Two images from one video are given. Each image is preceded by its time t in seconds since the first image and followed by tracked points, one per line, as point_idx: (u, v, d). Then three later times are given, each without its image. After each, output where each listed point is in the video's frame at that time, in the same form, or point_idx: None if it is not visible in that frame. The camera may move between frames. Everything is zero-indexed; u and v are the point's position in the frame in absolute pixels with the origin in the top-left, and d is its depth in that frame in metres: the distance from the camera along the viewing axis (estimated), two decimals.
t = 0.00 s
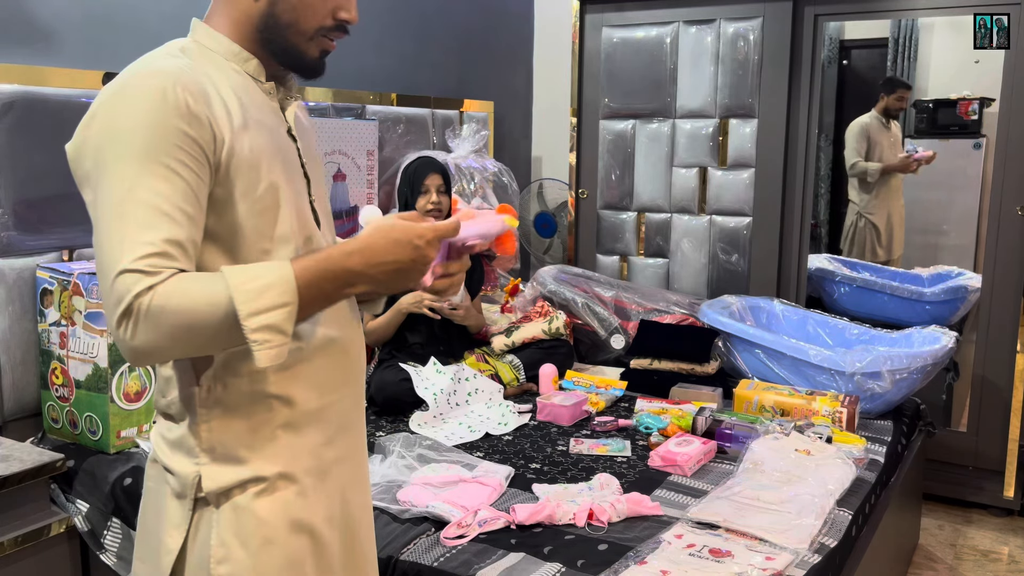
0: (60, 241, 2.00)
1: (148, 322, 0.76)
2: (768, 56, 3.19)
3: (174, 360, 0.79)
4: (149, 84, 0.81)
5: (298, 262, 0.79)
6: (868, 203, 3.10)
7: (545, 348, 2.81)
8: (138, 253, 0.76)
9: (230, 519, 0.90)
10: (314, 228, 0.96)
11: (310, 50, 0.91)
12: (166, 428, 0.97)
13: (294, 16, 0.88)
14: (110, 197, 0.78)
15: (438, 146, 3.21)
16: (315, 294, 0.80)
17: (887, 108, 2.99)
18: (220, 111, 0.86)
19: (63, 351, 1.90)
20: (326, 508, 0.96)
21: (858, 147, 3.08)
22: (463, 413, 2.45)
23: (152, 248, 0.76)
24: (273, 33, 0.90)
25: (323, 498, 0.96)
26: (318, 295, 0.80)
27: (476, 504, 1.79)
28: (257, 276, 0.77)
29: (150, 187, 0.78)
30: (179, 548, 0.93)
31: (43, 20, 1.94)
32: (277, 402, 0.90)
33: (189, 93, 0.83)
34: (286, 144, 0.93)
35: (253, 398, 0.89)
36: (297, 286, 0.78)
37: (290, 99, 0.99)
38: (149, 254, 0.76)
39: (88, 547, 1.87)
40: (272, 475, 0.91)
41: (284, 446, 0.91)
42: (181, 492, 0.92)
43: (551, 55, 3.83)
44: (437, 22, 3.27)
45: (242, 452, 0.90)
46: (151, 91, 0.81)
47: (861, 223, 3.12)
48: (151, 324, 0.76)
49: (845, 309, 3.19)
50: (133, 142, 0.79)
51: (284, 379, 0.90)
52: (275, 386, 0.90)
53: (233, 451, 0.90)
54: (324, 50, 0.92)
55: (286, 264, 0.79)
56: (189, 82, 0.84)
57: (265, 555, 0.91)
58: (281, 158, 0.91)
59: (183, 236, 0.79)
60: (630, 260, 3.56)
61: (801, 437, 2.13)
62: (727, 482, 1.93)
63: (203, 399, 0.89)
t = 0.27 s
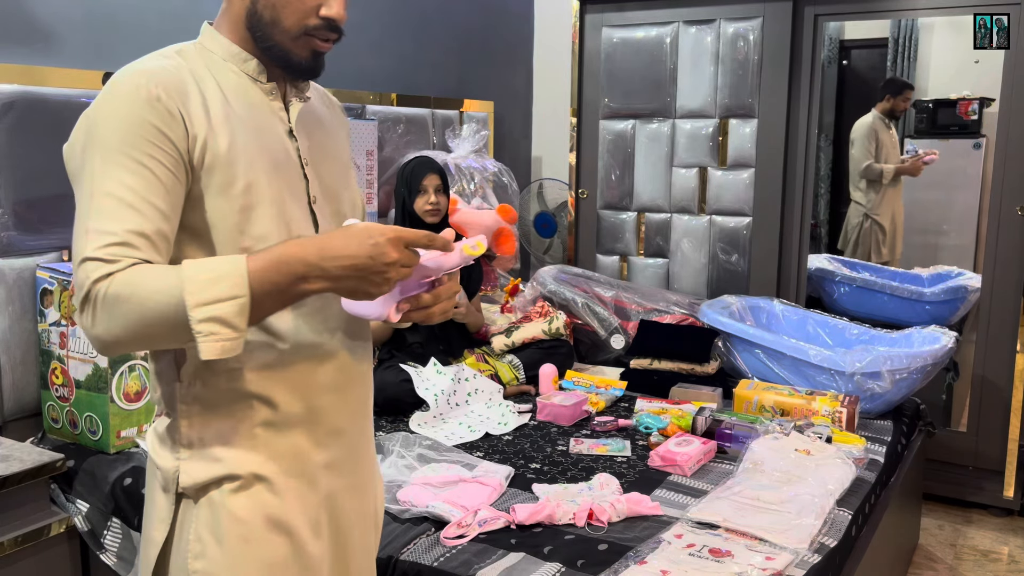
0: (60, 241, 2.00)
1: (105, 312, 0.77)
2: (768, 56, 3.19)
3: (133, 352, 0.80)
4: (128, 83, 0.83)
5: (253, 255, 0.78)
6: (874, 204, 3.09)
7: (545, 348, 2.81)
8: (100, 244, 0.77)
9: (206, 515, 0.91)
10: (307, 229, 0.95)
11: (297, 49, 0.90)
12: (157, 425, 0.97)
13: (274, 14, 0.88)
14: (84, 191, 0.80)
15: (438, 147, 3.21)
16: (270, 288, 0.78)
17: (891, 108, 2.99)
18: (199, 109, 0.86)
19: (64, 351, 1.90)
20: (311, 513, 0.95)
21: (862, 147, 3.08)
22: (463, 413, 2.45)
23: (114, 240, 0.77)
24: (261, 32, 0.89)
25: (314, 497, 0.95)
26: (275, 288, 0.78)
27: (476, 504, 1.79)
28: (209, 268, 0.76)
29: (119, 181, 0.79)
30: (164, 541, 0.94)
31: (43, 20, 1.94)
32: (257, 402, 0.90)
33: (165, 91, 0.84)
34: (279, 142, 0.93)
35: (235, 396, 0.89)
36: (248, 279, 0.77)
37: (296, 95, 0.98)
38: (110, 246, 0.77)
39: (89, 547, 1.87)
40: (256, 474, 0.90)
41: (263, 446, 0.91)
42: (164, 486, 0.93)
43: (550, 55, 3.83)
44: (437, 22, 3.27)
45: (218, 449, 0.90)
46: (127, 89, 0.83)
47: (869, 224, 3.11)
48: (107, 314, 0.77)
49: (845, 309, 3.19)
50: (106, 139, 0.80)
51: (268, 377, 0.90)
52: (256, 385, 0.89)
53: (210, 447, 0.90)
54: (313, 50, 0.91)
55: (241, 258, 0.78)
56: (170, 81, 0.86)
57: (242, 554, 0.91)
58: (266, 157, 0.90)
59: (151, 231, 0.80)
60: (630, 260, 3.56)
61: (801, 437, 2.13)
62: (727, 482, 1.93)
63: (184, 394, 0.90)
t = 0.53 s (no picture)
0: (60, 241, 2.00)
1: (101, 305, 0.77)
2: (768, 56, 3.19)
3: (128, 345, 0.80)
4: (128, 81, 0.84)
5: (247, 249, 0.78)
6: (877, 204, 3.09)
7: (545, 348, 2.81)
8: (97, 237, 0.78)
9: (199, 512, 0.91)
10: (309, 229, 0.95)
11: (303, 49, 0.90)
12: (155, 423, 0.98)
13: (279, 14, 0.88)
14: (85, 187, 0.81)
15: (438, 147, 3.21)
16: (262, 280, 0.78)
17: (892, 108, 2.98)
18: (198, 107, 0.87)
19: (63, 351, 1.90)
20: (309, 514, 0.95)
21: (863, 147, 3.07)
22: (463, 413, 2.45)
23: (111, 235, 0.78)
24: (268, 31, 0.89)
25: (311, 497, 0.95)
26: (265, 280, 0.78)
27: (476, 504, 1.79)
28: (202, 261, 0.76)
29: (117, 177, 0.80)
30: (163, 537, 0.96)
31: (43, 20, 1.94)
32: (253, 401, 0.90)
33: (166, 89, 0.85)
34: (281, 143, 0.92)
35: (230, 394, 0.90)
36: (240, 272, 0.77)
37: (303, 95, 0.97)
38: (106, 241, 0.78)
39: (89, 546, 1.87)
40: (253, 473, 0.90)
41: (257, 446, 0.91)
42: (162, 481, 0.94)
43: (550, 55, 3.83)
44: (437, 22, 3.27)
45: (210, 445, 0.90)
46: (126, 87, 0.83)
47: (872, 224, 3.11)
48: (103, 307, 0.77)
49: (845, 309, 3.19)
50: (106, 135, 0.81)
51: (264, 376, 0.90)
52: (252, 384, 0.90)
53: (205, 445, 0.90)
54: (319, 50, 0.91)
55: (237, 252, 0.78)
56: (170, 78, 0.86)
57: (235, 552, 0.91)
58: (267, 157, 0.90)
59: (148, 226, 0.80)
60: (630, 260, 3.56)
61: (801, 437, 2.13)
62: (727, 482, 1.93)
63: (181, 392, 0.91)
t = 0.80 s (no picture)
0: (61, 241, 2.00)
1: (134, 303, 0.77)
2: (768, 57, 3.19)
3: (158, 345, 0.80)
4: (143, 80, 0.84)
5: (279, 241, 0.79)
6: (877, 204, 3.09)
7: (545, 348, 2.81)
8: (123, 237, 0.77)
9: (204, 511, 0.92)
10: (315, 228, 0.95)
11: (315, 48, 0.91)
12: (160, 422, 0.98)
13: (292, 13, 0.88)
14: (105, 188, 0.80)
15: (438, 147, 3.21)
16: (299, 273, 0.78)
17: (891, 108, 2.99)
18: (213, 104, 0.87)
19: (64, 350, 1.90)
20: (312, 513, 0.94)
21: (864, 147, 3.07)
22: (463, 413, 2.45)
23: (137, 233, 0.78)
24: (280, 30, 0.90)
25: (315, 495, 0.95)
26: (302, 272, 0.78)
27: (476, 504, 1.79)
28: (235, 255, 0.77)
29: (139, 175, 0.80)
30: (166, 538, 0.96)
31: (43, 19, 1.94)
32: (259, 401, 0.90)
33: (180, 87, 0.85)
34: (291, 141, 0.93)
35: (236, 394, 0.90)
36: (275, 264, 0.77)
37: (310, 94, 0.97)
38: (134, 239, 0.77)
39: (88, 547, 1.87)
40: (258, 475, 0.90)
41: (262, 447, 0.91)
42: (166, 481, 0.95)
43: (550, 55, 3.83)
44: (437, 22, 3.27)
45: (219, 447, 0.90)
46: (141, 86, 0.83)
47: (870, 224, 3.11)
48: (137, 306, 0.77)
49: (845, 309, 3.19)
50: (124, 135, 0.81)
51: (270, 376, 0.90)
52: (259, 385, 0.90)
53: (211, 446, 0.90)
54: (330, 48, 0.92)
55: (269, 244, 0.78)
56: (183, 77, 0.86)
57: (238, 551, 0.91)
58: (280, 154, 0.91)
59: (171, 223, 0.80)
60: (630, 260, 3.56)
61: (801, 437, 2.13)
62: (727, 482, 1.93)
63: (186, 391, 0.91)
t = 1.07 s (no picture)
0: (61, 241, 2.00)
1: (163, 303, 0.76)
2: (769, 57, 3.19)
3: (186, 344, 0.80)
4: (156, 81, 0.83)
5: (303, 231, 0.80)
6: (875, 204, 3.10)
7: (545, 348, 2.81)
8: (148, 238, 0.77)
9: (219, 517, 0.91)
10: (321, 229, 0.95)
11: (324, 52, 0.91)
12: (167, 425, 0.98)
13: (306, 16, 0.88)
14: (121, 190, 0.80)
15: (438, 146, 3.21)
16: (327, 260, 0.79)
17: (890, 108, 2.99)
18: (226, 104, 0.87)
19: (64, 350, 1.90)
20: (323, 513, 0.95)
21: (864, 147, 3.07)
22: (463, 413, 2.45)
23: (161, 234, 0.77)
24: (289, 32, 0.89)
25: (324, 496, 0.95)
26: (331, 259, 0.80)
27: (476, 504, 1.79)
28: (264, 245, 0.77)
29: (158, 176, 0.79)
30: (174, 544, 0.95)
31: (43, 19, 1.94)
32: (270, 403, 0.90)
33: (192, 87, 0.85)
34: (296, 140, 0.93)
35: (247, 397, 0.90)
36: (304, 251, 0.78)
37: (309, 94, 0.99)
38: (159, 240, 0.77)
39: (88, 547, 1.87)
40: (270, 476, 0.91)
41: (275, 449, 0.91)
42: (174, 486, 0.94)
43: (550, 55, 3.83)
44: (437, 22, 3.27)
45: (232, 450, 0.90)
46: (155, 88, 0.83)
47: (868, 224, 3.11)
48: (167, 305, 0.76)
49: (845, 309, 3.19)
50: (140, 136, 0.80)
51: (281, 378, 0.90)
52: (271, 387, 0.90)
53: (221, 449, 0.90)
54: (337, 52, 0.92)
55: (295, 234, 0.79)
56: (194, 77, 0.86)
57: (251, 554, 0.91)
58: (289, 152, 0.91)
59: (192, 223, 0.80)
60: (630, 260, 3.56)
61: (801, 437, 2.13)
62: (727, 482, 1.93)
63: (197, 396, 0.90)
